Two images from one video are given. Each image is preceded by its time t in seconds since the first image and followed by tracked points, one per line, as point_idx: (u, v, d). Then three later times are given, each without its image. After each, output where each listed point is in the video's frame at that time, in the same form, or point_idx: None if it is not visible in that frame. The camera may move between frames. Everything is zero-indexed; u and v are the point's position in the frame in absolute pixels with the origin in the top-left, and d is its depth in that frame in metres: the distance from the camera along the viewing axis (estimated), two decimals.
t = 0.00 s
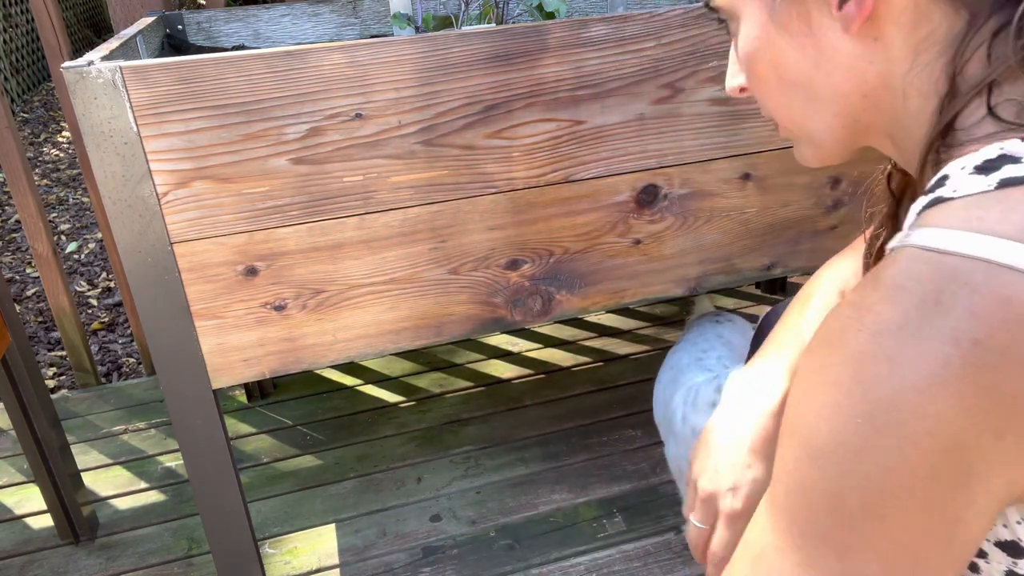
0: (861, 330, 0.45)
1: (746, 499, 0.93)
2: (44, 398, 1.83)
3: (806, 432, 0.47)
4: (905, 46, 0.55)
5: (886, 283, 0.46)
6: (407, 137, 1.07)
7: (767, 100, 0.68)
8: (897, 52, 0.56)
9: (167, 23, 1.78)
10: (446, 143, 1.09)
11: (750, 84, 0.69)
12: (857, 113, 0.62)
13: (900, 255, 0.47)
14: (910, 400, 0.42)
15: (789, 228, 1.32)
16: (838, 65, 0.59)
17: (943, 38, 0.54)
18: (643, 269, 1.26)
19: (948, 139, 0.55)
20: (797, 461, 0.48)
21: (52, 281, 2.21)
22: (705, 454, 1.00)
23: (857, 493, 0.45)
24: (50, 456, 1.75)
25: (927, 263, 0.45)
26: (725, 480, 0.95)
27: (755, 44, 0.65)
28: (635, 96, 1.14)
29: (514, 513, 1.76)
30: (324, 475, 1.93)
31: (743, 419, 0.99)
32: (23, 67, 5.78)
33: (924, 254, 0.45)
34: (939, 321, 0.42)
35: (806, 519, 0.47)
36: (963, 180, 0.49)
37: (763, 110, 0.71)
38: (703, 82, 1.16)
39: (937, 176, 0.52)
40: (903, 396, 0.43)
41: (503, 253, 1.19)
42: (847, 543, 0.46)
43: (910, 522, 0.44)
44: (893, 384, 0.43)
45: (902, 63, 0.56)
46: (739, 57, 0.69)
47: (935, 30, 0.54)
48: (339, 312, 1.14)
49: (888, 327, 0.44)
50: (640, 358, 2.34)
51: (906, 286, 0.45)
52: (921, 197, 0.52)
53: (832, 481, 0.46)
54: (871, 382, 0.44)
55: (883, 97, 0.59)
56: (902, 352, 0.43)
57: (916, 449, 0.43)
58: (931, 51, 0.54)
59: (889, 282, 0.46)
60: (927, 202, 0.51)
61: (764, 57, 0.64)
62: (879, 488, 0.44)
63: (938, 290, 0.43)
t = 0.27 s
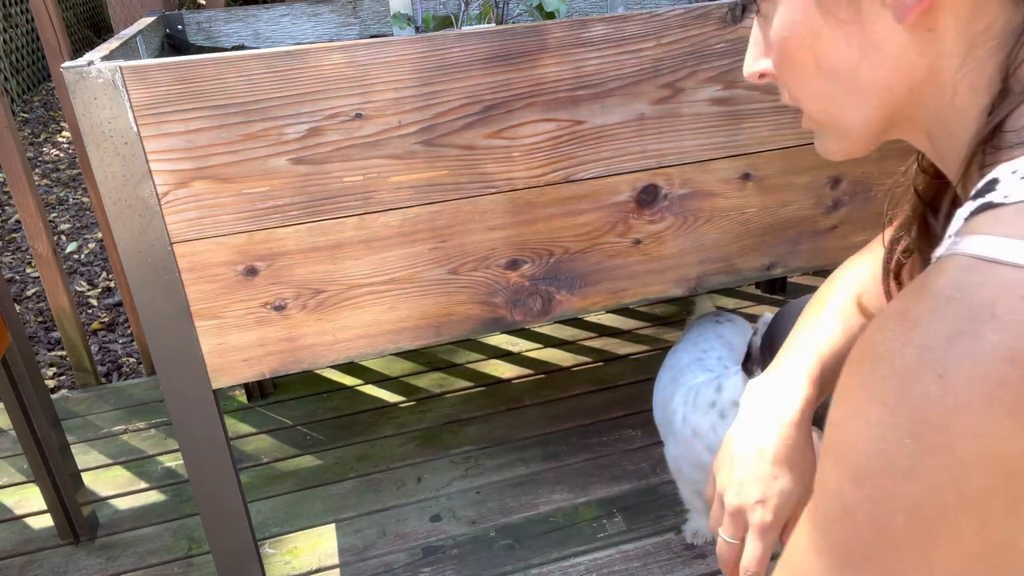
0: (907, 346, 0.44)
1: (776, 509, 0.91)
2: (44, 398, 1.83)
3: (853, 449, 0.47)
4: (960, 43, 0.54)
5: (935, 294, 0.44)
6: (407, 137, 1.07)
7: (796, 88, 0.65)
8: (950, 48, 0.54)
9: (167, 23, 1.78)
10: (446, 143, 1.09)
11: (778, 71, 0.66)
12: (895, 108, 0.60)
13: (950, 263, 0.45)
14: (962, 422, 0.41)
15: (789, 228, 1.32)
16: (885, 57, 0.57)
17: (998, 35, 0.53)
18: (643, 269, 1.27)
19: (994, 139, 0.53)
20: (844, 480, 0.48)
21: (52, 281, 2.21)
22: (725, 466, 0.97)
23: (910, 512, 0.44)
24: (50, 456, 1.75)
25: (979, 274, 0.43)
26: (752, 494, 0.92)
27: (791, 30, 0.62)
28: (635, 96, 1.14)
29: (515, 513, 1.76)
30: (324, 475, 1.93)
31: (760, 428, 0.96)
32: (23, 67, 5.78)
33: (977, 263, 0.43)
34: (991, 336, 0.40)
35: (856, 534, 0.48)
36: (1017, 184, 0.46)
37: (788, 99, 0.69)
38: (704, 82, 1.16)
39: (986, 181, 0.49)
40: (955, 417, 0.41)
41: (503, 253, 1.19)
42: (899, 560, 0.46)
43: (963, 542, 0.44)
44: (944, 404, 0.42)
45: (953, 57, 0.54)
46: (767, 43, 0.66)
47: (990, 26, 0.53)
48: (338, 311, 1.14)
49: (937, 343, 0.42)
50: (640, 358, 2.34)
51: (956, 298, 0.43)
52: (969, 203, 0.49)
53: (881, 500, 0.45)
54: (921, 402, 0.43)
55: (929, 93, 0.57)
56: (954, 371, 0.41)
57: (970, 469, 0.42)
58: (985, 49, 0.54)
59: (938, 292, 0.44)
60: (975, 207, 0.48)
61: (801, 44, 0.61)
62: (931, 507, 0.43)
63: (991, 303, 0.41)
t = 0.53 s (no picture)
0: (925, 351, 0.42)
1: (793, 508, 0.91)
2: (44, 398, 1.83)
3: (875, 458, 0.45)
4: (984, 35, 0.54)
5: (954, 296, 0.42)
6: (407, 137, 1.07)
7: (809, 71, 0.65)
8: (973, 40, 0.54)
9: (166, 23, 1.78)
10: (446, 143, 1.09)
11: (792, 55, 0.65)
12: (910, 96, 0.60)
13: (968, 263, 0.42)
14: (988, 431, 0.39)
15: (789, 228, 1.32)
16: (906, 46, 0.56)
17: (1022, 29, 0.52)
18: (643, 269, 1.27)
19: (1007, 138, 0.53)
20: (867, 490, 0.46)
21: (52, 281, 2.21)
22: (740, 463, 0.97)
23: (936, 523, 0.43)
24: (50, 456, 1.75)
25: (1001, 275, 0.40)
26: (769, 493, 0.92)
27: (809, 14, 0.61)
28: (635, 96, 1.14)
29: (515, 513, 1.76)
30: (324, 475, 1.93)
31: (777, 426, 0.96)
32: (23, 67, 5.79)
33: (997, 264, 0.41)
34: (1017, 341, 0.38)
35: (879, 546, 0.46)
36: None
37: (799, 80, 0.69)
38: (704, 82, 1.16)
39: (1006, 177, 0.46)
40: (980, 426, 0.40)
41: (503, 252, 1.19)
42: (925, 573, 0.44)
43: (996, 557, 0.42)
44: (969, 412, 0.40)
45: (975, 49, 0.54)
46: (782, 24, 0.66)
47: (1016, 20, 0.52)
48: (338, 311, 1.14)
49: (959, 349, 0.40)
50: (640, 358, 2.34)
51: (977, 301, 0.40)
52: (987, 200, 0.47)
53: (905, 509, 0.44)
54: (945, 410, 0.41)
55: (948, 82, 0.58)
56: (977, 379, 0.40)
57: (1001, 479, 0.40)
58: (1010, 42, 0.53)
59: (959, 293, 0.42)
60: (993, 206, 0.45)
61: (818, 28, 0.61)
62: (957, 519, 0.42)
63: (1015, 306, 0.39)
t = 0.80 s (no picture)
0: (945, 307, 0.44)
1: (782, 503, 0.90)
2: (44, 398, 1.83)
3: (869, 400, 0.46)
4: (986, 31, 0.56)
5: (978, 260, 0.44)
6: (407, 137, 1.07)
7: (807, 64, 0.65)
8: (975, 34, 0.56)
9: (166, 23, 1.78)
10: (446, 143, 1.09)
11: (793, 44, 0.66)
12: (909, 89, 0.62)
13: (993, 231, 0.46)
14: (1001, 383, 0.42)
15: (789, 228, 1.32)
16: (908, 36, 0.58)
17: None
18: (643, 269, 1.27)
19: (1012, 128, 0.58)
20: (851, 432, 0.46)
21: (52, 281, 2.21)
22: (737, 464, 1.00)
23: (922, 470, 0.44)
24: (50, 456, 1.75)
25: None
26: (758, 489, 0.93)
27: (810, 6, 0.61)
28: (635, 96, 1.14)
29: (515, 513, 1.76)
30: (324, 475, 1.93)
31: (770, 427, 0.99)
32: (23, 67, 5.79)
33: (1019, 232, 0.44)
34: None
35: (846, 492, 0.46)
36: None
37: (796, 70, 0.69)
38: (704, 82, 1.16)
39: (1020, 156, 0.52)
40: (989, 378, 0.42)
41: (503, 252, 1.19)
42: (891, 519, 0.45)
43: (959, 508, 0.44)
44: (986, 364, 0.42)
45: (978, 43, 0.57)
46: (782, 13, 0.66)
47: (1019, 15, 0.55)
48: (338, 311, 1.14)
49: (979, 306, 0.43)
50: (640, 358, 2.34)
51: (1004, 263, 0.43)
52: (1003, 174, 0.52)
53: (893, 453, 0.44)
54: (959, 365, 0.43)
55: (948, 76, 0.60)
56: (996, 331, 0.42)
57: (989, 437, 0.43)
58: (1011, 36, 0.56)
59: (986, 255, 0.44)
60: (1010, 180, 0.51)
61: (819, 20, 0.61)
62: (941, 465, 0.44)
63: None
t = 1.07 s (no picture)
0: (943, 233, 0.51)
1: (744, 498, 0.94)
2: (44, 398, 1.83)
3: (840, 291, 0.52)
4: (980, 25, 0.59)
5: (980, 199, 0.52)
6: (407, 137, 1.07)
7: (805, 59, 0.66)
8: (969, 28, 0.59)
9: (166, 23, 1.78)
10: (446, 143, 1.09)
11: (791, 39, 0.66)
12: (902, 84, 0.64)
13: (998, 175, 0.53)
14: (964, 309, 0.49)
15: (789, 228, 1.32)
16: (904, 32, 0.60)
17: (1014, 19, 0.60)
18: (643, 269, 1.27)
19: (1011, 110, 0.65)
20: (811, 317, 0.53)
21: (52, 281, 2.21)
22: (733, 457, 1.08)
23: (865, 363, 0.51)
24: (50, 456, 1.75)
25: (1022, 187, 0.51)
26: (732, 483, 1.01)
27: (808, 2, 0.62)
28: (635, 96, 1.14)
29: (515, 513, 1.76)
30: (324, 475, 1.93)
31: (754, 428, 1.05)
32: (23, 67, 5.79)
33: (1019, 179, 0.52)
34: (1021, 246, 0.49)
35: (787, 370, 0.53)
36: None
37: (792, 64, 0.70)
38: (704, 82, 1.16)
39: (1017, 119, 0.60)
40: (955, 299, 0.49)
41: (503, 252, 1.19)
42: (820, 399, 0.53)
43: (880, 406, 0.52)
44: (962, 286, 0.49)
45: (971, 36, 0.60)
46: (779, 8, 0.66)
47: (1009, 10, 0.59)
48: (338, 312, 1.14)
49: (966, 239, 0.50)
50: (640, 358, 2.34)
51: (1000, 205, 0.51)
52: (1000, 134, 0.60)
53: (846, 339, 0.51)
54: (933, 281, 0.50)
55: (939, 69, 0.63)
56: (977, 263, 0.49)
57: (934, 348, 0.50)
58: (1001, 29, 0.60)
59: (987, 195, 0.52)
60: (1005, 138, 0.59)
61: (818, 15, 0.62)
62: (883, 362, 0.51)
63: None
